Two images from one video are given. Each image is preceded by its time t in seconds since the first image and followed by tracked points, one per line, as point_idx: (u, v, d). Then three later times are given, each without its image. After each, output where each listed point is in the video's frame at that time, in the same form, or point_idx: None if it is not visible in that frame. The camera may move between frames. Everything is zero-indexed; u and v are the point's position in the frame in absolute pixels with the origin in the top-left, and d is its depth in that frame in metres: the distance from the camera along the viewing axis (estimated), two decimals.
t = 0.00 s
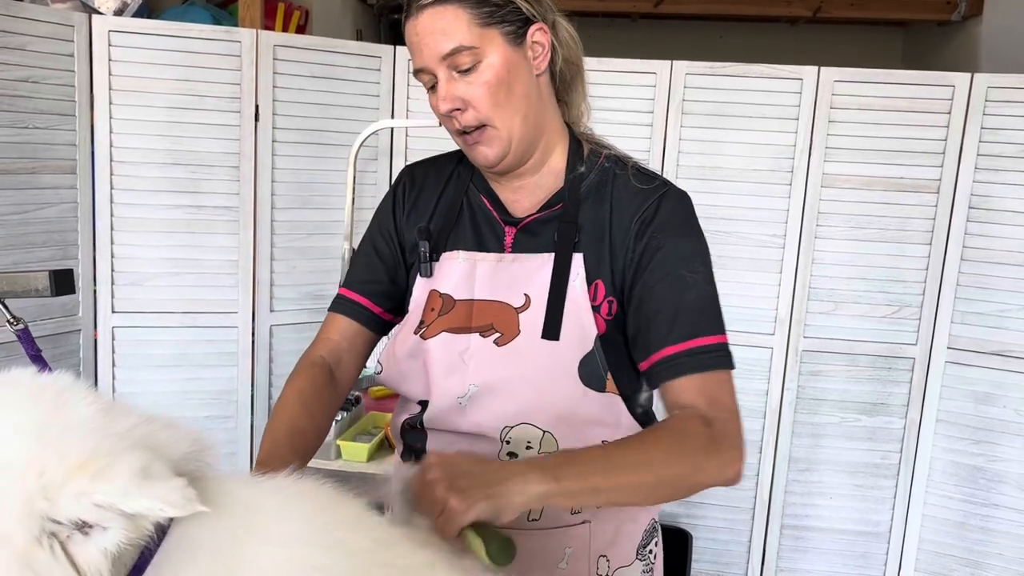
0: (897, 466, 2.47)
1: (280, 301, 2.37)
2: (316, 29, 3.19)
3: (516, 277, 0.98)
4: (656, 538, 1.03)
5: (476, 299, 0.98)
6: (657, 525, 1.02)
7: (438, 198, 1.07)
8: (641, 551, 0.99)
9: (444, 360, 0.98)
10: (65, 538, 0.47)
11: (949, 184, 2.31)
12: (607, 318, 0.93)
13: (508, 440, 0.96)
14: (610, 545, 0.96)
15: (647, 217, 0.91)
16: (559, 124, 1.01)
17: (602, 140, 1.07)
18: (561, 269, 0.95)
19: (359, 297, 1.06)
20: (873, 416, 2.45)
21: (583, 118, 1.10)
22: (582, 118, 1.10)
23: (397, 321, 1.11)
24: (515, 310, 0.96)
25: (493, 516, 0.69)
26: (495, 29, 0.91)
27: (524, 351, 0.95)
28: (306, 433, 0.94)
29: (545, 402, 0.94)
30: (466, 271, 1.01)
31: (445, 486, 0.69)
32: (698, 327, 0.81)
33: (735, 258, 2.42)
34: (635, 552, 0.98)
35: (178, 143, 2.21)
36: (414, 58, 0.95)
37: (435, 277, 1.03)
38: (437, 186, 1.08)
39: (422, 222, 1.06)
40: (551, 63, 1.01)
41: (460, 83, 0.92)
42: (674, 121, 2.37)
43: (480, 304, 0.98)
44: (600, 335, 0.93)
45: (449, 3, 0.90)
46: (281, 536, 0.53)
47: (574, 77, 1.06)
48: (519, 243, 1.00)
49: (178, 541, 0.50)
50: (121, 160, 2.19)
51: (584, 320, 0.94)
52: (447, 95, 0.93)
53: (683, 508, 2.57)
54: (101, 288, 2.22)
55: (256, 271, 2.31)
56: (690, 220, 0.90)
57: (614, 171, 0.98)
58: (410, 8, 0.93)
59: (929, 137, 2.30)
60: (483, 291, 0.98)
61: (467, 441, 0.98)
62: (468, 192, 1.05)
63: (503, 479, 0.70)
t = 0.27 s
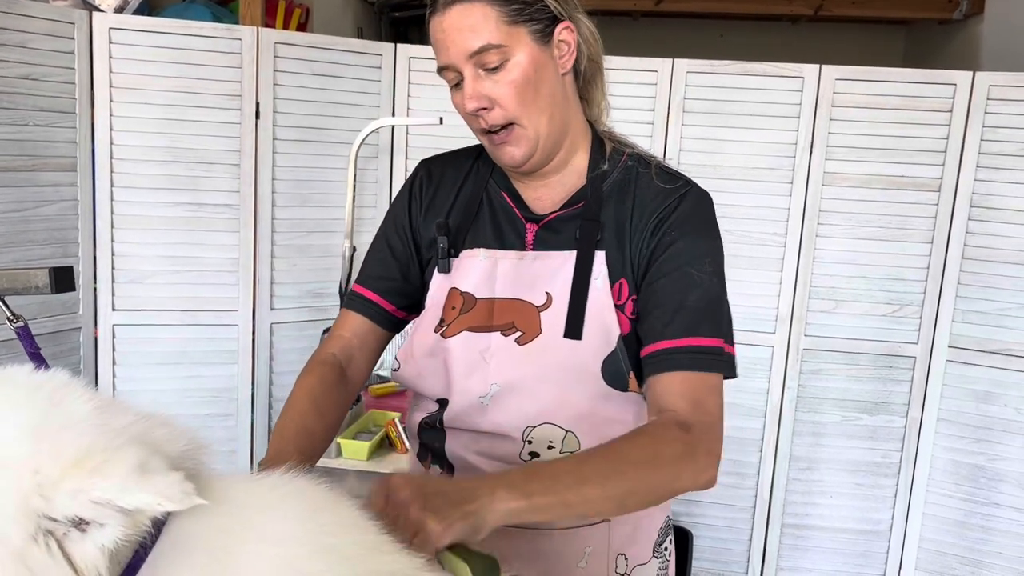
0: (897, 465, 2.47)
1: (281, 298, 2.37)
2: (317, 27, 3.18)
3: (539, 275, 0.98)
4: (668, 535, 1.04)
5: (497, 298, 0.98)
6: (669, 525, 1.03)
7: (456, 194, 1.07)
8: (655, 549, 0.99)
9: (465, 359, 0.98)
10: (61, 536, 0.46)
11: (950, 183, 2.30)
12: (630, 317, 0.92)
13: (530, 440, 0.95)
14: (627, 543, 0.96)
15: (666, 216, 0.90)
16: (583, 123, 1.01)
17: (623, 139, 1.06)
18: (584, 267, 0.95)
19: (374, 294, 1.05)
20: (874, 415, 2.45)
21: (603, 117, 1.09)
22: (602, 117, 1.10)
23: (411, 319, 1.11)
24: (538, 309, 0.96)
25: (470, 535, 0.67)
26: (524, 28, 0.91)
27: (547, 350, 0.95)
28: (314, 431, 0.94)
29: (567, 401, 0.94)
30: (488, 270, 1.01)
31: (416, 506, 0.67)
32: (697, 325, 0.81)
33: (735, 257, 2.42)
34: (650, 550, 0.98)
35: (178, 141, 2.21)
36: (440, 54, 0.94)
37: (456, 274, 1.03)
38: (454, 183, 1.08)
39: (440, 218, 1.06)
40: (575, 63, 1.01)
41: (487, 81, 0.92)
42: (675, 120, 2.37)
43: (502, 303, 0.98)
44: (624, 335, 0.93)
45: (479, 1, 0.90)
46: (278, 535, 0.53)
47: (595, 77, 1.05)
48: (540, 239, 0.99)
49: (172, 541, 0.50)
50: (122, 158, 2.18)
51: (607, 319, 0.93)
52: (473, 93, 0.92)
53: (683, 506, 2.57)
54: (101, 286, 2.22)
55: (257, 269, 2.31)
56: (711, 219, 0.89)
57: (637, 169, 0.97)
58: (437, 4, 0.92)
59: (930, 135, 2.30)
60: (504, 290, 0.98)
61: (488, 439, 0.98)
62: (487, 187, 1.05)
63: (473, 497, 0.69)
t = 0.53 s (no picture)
0: (898, 464, 2.46)
1: (281, 297, 2.37)
2: (317, 25, 3.18)
3: (539, 274, 0.98)
4: (676, 541, 1.03)
5: (496, 297, 0.98)
6: (677, 529, 1.02)
7: (461, 195, 1.06)
8: (661, 554, 0.98)
9: (463, 358, 0.98)
10: (61, 534, 0.46)
11: (951, 181, 2.30)
12: (631, 316, 0.92)
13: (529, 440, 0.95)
14: (630, 548, 0.95)
15: (675, 215, 0.89)
16: (589, 121, 1.01)
17: (628, 136, 1.06)
18: (586, 267, 0.94)
19: (380, 295, 1.05)
20: (874, 414, 2.45)
21: (608, 114, 1.08)
22: (608, 114, 1.09)
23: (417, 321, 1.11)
24: (537, 308, 0.96)
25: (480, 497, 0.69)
26: (531, 28, 0.91)
27: (545, 350, 0.95)
28: (318, 433, 0.94)
29: (565, 401, 0.94)
30: (487, 269, 1.00)
31: (441, 459, 0.69)
32: (720, 327, 0.81)
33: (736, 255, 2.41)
34: (654, 555, 0.97)
35: (177, 139, 2.21)
36: (446, 56, 0.94)
37: (456, 273, 1.02)
38: (460, 184, 1.07)
39: (445, 219, 1.05)
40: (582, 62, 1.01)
41: (495, 83, 0.92)
42: (676, 118, 2.37)
43: (501, 302, 0.98)
44: (624, 335, 0.92)
45: (485, 2, 0.89)
46: (278, 534, 0.53)
47: (601, 74, 1.05)
48: (543, 239, 0.99)
49: (172, 539, 0.50)
50: (121, 156, 2.18)
51: (607, 318, 0.93)
52: (482, 96, 0.92)
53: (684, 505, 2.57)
54: (101, 284, 2.21)
55: (257, 268, 2.31)
56: (720, 218, 0.88)
57: (642, 167, 0.96)
58: (441, 6, 0.91)
59: (931, 134, 2.29)
60: (503, 290, 0.98)
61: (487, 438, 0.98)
62: (493, 188, 1.05)
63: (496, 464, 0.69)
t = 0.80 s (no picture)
0: (898, 463, 2.46)
1: (280, 296, 2.36)
2: (317, 24, 3.17)
3: (541, 272, 0.97)
4: (679, 542, 1.02)
5: (498, 294, 0.98)
6: (680, 531, 1.02)
7: (464, 193, 1.06)
8: (663, 557, 0.98)
9: (465, 355, 0.98)
10: (62, 531, 0.45)
11: (952, 180, 2.29)
12: (633, 315, 0.91)
13: (529, 439, 0.95)
14: (632, 549, 0.95)
15: (676, 212, 0.89)
16: (592, 117, 1.00)
17: (634, 135, 1.05)
18: (588, 264, 0.94)
19: (383, 292, 1.05)
20: (874, 413, 2.45)
21: (612, 113, 1.08)
22: (613, 113, 1.09)
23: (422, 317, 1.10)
24: (540, 306, 0.95)
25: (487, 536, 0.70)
26: (534, 27, 0.90)
27: (547, 348, 0.94)
28: (321, 432, 0.93)
29: (565, 398, 0.93)
30: (489, 266, 1.00)
31: (434, 510, 0.72)
32: (724, 324, 0.80)
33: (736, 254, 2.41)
34: (657, 557, 0.97)
35: (177, 138, 2.20)
36: (450, 55, 0.94)
37: (459, 271, 1.02)
38: (464, 181, 1.07)
39: (448, 216, 1.05)
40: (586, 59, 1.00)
41: (498, 83, 0.91)
42: (676, 116, 2.36)
43: (503, 299, 0.97)
44: (626, 334, 0.92)
45: (488, 1, 0.88)
46: (280, 533, 0.52)
47: (605, 71, 1.04)
48: (545, 237, 0.98)
49: (172, 537, 0.49)
50: (121, 155, 2.18)
51: (608, 316, 0.92)
52: (485, 95, 0.92)
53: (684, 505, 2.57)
54: (100, 283, 2.21)
55: (256, 266, 2.31)
56: (723, 216, 0.87)
57: (645, 166, 0.96)
58: (445, 5, 0.91)
59: (932, 132, 2.29)
60: (506, 287, 0.98)
61: (487, 435, 0.98)
62: (496, 186, 1.04)
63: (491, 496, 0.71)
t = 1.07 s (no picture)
0: (899, 463, 2.46)
1: (280, 296, 2.36)
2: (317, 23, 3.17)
3: (545, 273, 0.97)
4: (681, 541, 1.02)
5: (502, 295, 0.97)
6: (681, 530, 1.01)
7: (467, 193, 1.06)
8: (666, 556, 0.98)
9: (469, 356, 0.98)
10: (57, 532, 0.45)
11: (953, 179, 2.29)
12: (636, 315, 0.90)
13: (533, 439, 0.95)
14: (636, 549, 0.95)
15: (674, 214, 0.88)
16: (593, 118, 1.00)
17: (636, 136, 1.04)
18: (590, 265, 0.93)
19: (386, 293, 1.05)
20: (875, 413, 2.44)
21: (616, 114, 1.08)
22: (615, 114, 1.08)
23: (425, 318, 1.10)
24: (544, 307, 0.95)
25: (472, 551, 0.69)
26: (534, 27, 0.90)
27: (551, 348, 0.94)
28: (322, 434, 0.93)
29: (569, 400, 0.93)
30: (493, 267, 0.99)
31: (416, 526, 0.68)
32: (709, 326, 0.80)
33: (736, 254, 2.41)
34: (660, 555, 0.97)
35: (176, 137, 2.20)
36: (450, 54, 0.93)
37: (462, 272, 1.01)
38: (466, 182, 1.07)
39: (450, 217, 1.05)
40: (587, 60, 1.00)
41: (498, 83, 0.91)
42: (676, 114, 2.36)
43: (507, 300, 0.97)
44: (630, 334, 0.91)
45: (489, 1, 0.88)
46: (279, 535, 0.52)
47: (606, 72, 1.04)
48: (548, 238, 0.98)
49: (170, 538, 0.49)
50: (121, 155, 2.18)
51: (612, 317, 0.92)
52: (484, 95, 0.92)
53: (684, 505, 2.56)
54: (100, 283, 2.21)
55: (256, 266, 2.30)
56: (721, 218, 0.86)
57: (646, 167, 0.95)
58: (446, 4, 0.91)
59: (932, 132, 2.29)
60: (509, 288, 0.97)
61: (492, 437, 0.98)
62: (498, 187, 1.04)
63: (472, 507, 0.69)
